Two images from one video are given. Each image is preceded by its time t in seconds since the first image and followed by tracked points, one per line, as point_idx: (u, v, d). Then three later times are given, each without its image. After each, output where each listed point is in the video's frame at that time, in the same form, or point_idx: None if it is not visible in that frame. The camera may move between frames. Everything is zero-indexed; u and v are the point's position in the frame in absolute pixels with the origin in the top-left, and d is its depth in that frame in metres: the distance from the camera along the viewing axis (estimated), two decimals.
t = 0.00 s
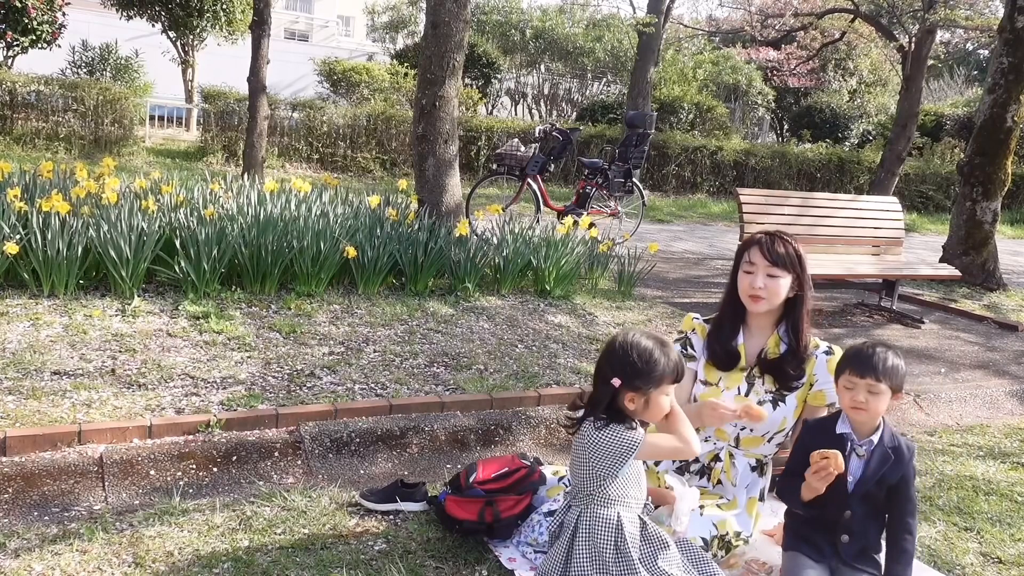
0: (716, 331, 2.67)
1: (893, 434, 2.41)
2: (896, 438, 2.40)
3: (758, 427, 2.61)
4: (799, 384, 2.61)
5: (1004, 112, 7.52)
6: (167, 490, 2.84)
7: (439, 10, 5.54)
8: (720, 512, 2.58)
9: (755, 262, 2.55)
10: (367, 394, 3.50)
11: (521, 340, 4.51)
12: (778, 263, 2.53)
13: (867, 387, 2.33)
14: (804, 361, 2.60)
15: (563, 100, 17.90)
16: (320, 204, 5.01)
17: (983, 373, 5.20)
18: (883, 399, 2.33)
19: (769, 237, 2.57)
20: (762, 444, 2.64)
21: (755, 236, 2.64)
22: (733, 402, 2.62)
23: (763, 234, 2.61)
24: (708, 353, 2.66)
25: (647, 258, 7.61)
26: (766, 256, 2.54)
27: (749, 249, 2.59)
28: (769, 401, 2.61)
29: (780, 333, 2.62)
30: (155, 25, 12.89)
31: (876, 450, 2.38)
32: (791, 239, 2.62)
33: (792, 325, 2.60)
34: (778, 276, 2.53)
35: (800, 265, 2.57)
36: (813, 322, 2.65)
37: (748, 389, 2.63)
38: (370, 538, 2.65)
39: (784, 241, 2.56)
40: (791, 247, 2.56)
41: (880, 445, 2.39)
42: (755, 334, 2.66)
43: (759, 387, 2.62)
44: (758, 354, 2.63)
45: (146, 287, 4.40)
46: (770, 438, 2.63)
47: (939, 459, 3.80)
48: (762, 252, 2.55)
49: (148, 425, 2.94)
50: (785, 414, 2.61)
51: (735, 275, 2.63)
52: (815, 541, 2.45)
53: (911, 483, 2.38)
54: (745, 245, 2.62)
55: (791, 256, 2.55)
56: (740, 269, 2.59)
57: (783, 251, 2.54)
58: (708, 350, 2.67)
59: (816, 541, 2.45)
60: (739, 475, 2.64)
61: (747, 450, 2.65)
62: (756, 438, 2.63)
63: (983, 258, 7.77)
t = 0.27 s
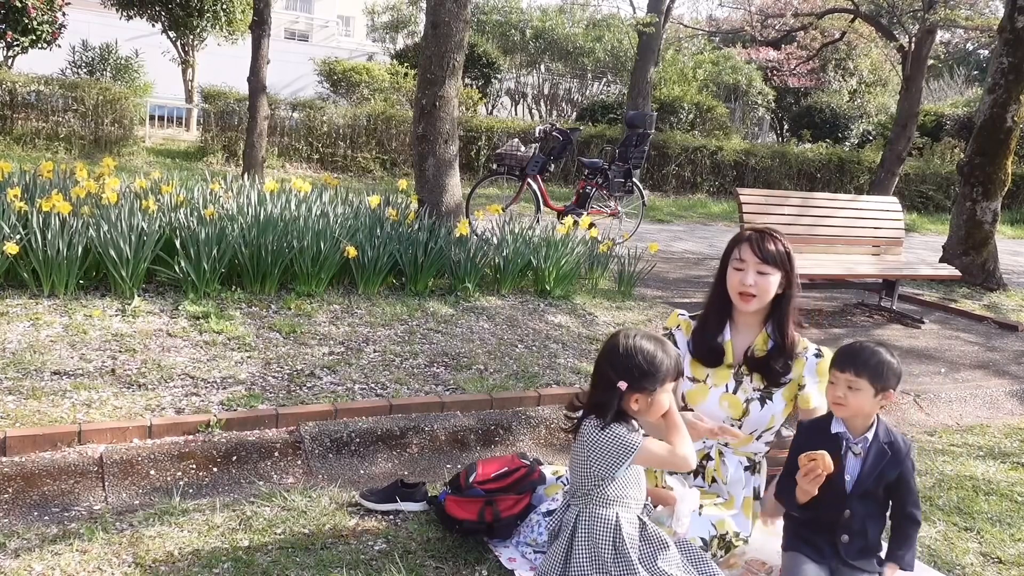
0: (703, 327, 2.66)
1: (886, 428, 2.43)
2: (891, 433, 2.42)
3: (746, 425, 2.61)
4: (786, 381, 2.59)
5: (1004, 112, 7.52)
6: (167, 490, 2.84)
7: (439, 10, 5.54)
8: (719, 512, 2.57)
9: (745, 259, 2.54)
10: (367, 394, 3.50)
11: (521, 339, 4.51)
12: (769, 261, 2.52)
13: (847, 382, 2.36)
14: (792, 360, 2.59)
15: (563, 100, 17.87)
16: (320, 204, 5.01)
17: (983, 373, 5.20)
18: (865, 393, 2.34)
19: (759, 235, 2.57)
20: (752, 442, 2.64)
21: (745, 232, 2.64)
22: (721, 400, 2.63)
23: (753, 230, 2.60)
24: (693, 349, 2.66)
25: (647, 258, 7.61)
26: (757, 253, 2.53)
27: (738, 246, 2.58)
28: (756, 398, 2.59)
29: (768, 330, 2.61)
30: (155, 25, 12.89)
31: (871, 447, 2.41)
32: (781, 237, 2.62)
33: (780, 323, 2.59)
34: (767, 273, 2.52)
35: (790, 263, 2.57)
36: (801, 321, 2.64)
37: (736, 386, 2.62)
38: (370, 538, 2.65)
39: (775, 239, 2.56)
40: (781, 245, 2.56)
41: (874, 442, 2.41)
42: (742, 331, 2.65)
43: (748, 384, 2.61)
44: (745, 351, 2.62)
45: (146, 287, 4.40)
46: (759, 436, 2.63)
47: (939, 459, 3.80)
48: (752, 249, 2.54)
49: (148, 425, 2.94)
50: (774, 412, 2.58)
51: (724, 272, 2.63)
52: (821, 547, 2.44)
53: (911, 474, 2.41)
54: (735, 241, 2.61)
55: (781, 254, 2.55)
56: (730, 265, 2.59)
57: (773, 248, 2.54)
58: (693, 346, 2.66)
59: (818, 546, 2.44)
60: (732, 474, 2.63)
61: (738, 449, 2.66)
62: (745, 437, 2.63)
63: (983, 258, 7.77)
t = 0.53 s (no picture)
0: (698, 324, 2.66)
1: (888, 427, 2.44)
2: (895, 434, 2.43)
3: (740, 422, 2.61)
4: (780, 378, 2.57)
5: (1004, 112, 7.52)
6: (167, 490, 2.84)
7: (439, 10, 5.54)
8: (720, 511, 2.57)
9: (739, 259, 2.52)
10: (367, 393, 3.50)
11: (521, 340, 4.51)
12: (763, 261, 2.50)
13: (841, 387, 2.37)
14: (784, 356, 2.58)
15: (562, 100, 17.98)
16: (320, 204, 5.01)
17: (983, 373, 5.20)
18: (861, 397, 2.34)
19: (754, 233, 2.54)
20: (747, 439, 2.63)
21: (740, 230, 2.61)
22: (714, 397, 2.62)
23: (748, 229, 2.57)
24: (688, 347, 2.65)
25: (647, 258, 7.61)
26: (751, 253, 2.50)
27: (733, 245, 2.56)
28: (750, 395, 2.59)
29: (761, 327, 2.60)
30: (155, 25, 12.89)
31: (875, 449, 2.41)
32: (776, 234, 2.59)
33: (773, 320, 2.57)
34: (762, 273, 2.50)
35: (784, 261, 2.55)
36: (795, 317, 2.62)
37: (730, 383, 2.62)
38: (370, 538, 2.65)
39: (770, 238, 2.53)
40: (775, 244, 2.53)
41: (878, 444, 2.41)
42: (735, 328, 2.64)
43: (741, 381, 2.60)
44: (738, 349, 2.61)
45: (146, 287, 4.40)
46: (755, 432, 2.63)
47: (939, 459, 3.80)
48: (747, 249, 2.51)
49: (147, 425, 2.94)
50: (767, 408, 2.59)
51: (718, 271, 2.61)
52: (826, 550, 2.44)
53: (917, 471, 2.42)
54: (730, 240, 2.58)
55: (776, 253, 2.52)
56: (724, 265, 2.57)
57: (767, 248, 2.52)
58: (687, 344, 2.66)
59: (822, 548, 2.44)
60: (728, 472, 2.61)
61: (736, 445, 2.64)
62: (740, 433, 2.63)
63: (983, 258, 7.77)
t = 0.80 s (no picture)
0: (692, 321, 2.63)
1: (891, 430, 2.43)
2: (897, 436, 2.42)
3: (736, 419, 2.61)
4: (774, 374, 2.58)
5: (1004, 112, 7.52)
6: (167, 490, 2.84)
7: (439, 10, 5.54)
8: (721, 512, 2.59)
9: (737, 263, 2.49)
10: (367, 394, 3.50)
11: (521, 339, 4.51)
12: (761, 265, 2.48)
13: (844, 399, 2.38)
14: (778, 353, 2.58)
15: (562, 100, 17.98)
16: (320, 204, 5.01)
17: (983, 373, 5.20)
18: (863, 408, 2.35)
19: (751, 235, 2.51)
20: (744, 436, 2.63)
21: (735, 229, 2.58)
22: (711, 395, 2.60)
23: (744, 230, 2.54)
24: (682, 346, 2.63)
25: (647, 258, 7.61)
26: (750, 257, 2.47)
27: (729, 247, 2.52)
28: (745, 391, 2.58)
29: (755, 326, 2.59)
30: (156, 25, 12.90)
31: (874, 449, 2.42)
32: (770, 234, 2.56)
33: (768, 320, 2.56)
34: (759, 276, 2.49)
35: (780, 263, 2.53)
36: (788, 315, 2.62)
37: (724, 380, 2.60)
38: (370, 538, 2.65)
39: (767, 239, 2.52)
40: (771, 246, 2.51)
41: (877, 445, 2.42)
42: (729, 326, 2.63)
43: (736, 378, 2.59)
44: (733, 347, 2.59)
45: (146, 287, 4.40)
46: (752, 429, 2.62)
47: (939, 459, 3.80)
48: (746, 252, 2.48)
49: (147, 425, 2.94)
50: (763, 404, 2.59)
51: (714, 271, 2.57)
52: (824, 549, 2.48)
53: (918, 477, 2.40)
54: (727, 241, 2.54)
55: (772, 255, 2.50)
56: (721, 266, 2.53)
57: (765, 251, 2.49)
58: (681, 343, 2.63)
59: (820, 546, 2.49)
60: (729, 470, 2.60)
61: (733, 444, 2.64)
62: (737, 431, 2.62)
63: (983, 258, 7.77)
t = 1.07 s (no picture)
0: (690, 318, 2.62)
1: (892, 434, 2.42)
2: (894, 436, 2.42)
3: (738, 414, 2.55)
4: (773, 369, 2.57)
5: (1004, 112, 7.52)
6: (167, 490, 2.84)
7: (439, 10, 5.54)
8: (722, 510, 2.59)
9: (739, 272, 2.46)
10: (367, 393, 3.50)
11: (521, 339, 4.51)
12: (762, 273, 2.46)
13: (845, 400, 2.39)
14: (777, 347, 2.57)
15: (563, 100, 17.98)
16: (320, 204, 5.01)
17: (983, 373, 5.20)
18: (864, 409, 2.37)
19: (752, 241, 2.48)
20: (745, 432, 2.58)
21: (733, 233, 2.54)
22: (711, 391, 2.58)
23: (743, 236, 2.51)
24: (681, 345, 2.63)
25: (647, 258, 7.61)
26: (752, 266, 2.45)
27: (729, 253, 2.49)
28: (746, 386, 2.56)
29: (753, 324, 2.58)
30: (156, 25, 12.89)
31: (868, 450, 2.43)
32: (768, 237, 2.53)
33: (767, 320, 2.56)
34: (760, 283, 2.47)
35: (779, 267, 2.51)
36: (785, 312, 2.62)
37: (726, 375, 2.59)
38: (369, 538, 2.65)
39: (767, 245, 2.49)
40: (771, 251, 2.48)
41: (872, 445, 2.42)
42: (728, 324, 2.62)
43: (736, 373, 2.57)
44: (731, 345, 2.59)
45: (146, 287, 4.40)
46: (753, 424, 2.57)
47: (939, 459, 3.80)
48: (748, 261, 2.45)
49: (147, 425, 2.94)
50: (764, 398, 2.55)
51: (714, 274, 2.55)
52: (814, 542, 2.52)
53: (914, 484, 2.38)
54: (727, 247, 2.51)
55: (772, 261, 2.48)
56: (722, 274, 2.50)
57: (765, 258, 2.47)
58: (681, 342, 2.63)
59: (811, 538, 2.53)
60: (730, 467, 2.58)
61: (732, 439, 2.59)
62: (738, 426, 2.57)
63: (983, 258, 7.77)
